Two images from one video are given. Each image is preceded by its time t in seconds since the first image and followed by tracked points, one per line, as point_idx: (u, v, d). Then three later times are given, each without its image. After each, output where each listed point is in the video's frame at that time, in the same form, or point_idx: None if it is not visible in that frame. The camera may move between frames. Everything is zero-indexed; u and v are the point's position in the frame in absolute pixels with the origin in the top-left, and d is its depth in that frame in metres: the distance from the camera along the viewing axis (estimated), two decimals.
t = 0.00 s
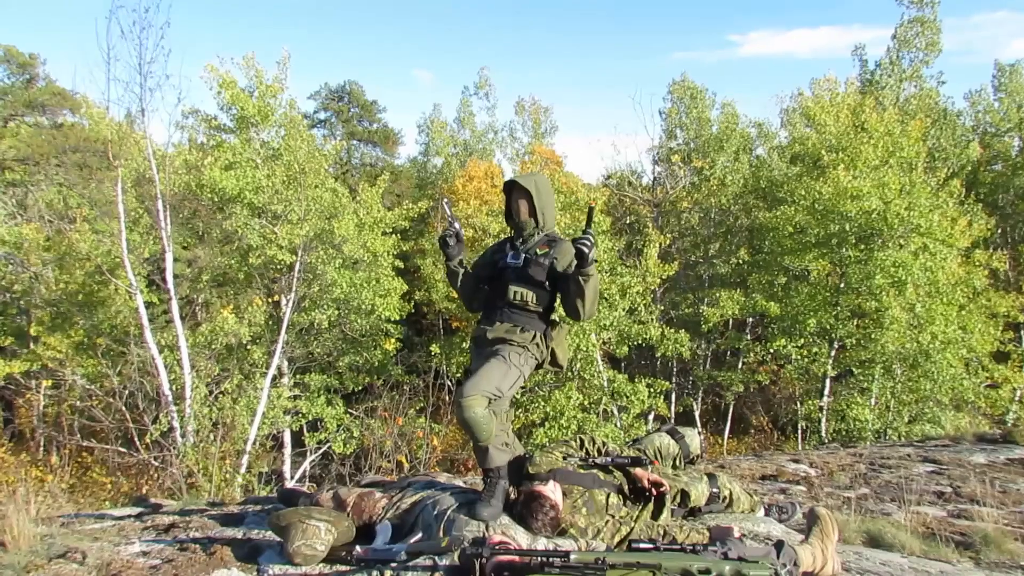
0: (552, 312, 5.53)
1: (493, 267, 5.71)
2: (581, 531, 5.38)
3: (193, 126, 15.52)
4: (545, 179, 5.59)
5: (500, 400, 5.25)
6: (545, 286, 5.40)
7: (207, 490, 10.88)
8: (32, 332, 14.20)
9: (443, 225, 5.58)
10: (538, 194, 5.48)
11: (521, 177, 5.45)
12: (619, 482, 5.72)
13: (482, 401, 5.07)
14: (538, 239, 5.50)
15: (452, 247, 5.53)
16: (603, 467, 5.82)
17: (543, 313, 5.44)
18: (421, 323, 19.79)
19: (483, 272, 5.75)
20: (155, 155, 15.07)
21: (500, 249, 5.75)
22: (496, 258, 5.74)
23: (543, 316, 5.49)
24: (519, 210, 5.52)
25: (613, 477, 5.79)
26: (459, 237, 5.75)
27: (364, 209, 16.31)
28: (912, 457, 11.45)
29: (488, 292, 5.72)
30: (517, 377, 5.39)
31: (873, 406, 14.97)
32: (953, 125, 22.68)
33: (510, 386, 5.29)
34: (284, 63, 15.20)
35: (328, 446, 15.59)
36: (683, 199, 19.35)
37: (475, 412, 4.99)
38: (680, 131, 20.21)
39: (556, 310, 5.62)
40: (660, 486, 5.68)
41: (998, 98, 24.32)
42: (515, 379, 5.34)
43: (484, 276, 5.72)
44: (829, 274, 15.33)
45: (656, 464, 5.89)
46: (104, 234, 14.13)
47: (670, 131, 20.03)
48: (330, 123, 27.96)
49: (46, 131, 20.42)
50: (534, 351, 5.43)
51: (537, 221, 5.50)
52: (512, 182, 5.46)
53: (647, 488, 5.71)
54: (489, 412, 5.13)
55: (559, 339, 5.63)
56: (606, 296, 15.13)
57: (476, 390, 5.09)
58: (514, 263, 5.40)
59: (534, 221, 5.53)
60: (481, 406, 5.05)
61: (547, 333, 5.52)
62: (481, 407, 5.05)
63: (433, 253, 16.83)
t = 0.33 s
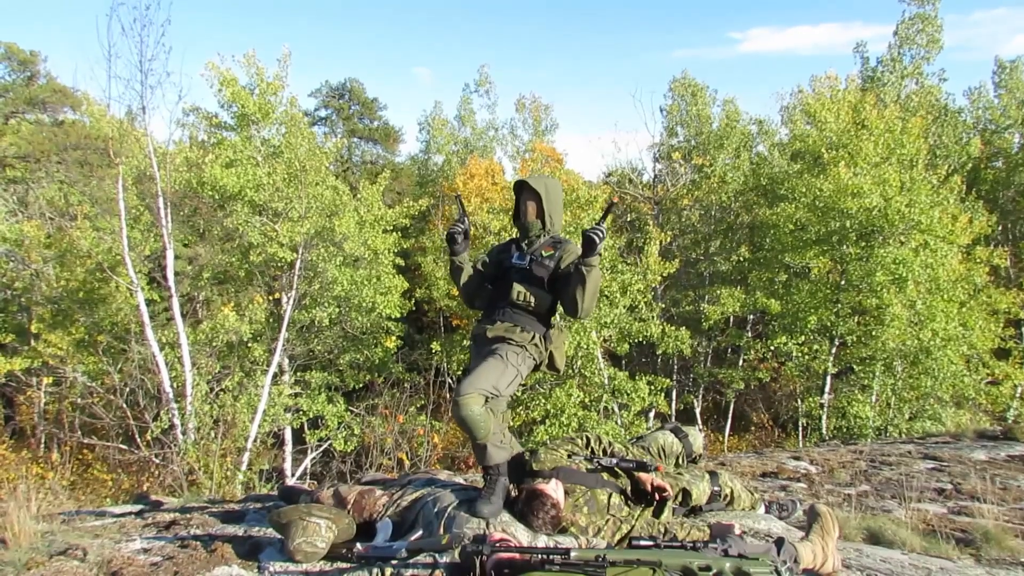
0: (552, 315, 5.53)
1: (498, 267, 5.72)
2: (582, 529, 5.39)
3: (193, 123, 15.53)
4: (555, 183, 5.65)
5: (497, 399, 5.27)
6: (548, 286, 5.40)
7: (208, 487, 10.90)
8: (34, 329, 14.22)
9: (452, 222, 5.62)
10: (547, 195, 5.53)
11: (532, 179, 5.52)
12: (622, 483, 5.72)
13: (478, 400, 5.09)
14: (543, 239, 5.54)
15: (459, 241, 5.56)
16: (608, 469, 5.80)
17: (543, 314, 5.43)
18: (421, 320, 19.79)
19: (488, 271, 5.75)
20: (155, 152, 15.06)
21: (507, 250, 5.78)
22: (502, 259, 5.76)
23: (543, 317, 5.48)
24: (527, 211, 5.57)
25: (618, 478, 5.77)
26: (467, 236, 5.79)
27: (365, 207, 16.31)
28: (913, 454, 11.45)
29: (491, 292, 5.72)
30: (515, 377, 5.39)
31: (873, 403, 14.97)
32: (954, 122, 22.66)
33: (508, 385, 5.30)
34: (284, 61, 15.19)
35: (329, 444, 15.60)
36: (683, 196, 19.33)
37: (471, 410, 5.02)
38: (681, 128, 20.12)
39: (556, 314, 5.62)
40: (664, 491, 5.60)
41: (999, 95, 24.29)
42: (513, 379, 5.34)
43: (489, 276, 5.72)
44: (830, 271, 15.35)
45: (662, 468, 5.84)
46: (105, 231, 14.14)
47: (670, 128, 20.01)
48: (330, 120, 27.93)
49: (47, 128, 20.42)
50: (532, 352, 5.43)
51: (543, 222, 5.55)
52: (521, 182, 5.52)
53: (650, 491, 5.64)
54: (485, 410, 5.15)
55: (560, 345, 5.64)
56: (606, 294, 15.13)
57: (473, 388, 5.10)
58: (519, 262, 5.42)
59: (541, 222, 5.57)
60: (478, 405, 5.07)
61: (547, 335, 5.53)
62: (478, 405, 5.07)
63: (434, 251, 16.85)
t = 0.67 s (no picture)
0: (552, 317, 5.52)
1: (500, 269, 5.74)
2: (582, 528, 5.40)
3: (193, 122, 15.54)
4: (557, 185, 5.65)
5: (497, 401, 5.25)
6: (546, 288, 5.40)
7: (209, 486, 10.91)
8: (34, 328, 14.22)
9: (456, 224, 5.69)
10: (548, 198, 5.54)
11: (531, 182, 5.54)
12: (621, 482, 5.72)
13: (478, 404, 5.08)
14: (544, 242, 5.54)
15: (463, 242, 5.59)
16: (608, 467, 5.79)
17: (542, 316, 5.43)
18: (422, 319, 19.79)
19: (489, 272, 5.77)
20: (155, 151, 15.04)
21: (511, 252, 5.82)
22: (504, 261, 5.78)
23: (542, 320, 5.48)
24: (528, 214, 5.59)
25: (618, 477, 5.76)
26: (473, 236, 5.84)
27: (365, 206, 16.30)
28: (913, 452, 11.43)
29: (492, 293, 5.73)
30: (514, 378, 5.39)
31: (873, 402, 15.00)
32: (955, 120, 22.65)
33: (507, 386, 5.29)
34: (284, 60, 15.21)
35: (329, 443, 15.60)
36: (683, 195, 19.33)
37: (473, 415, 5.01)
38: (681, 127, 20.01)
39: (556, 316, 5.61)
40: (664, 490, 5.60)
41: (999, 93, 24.29)
42: (512, 380, 5.33)
43: (490, 277, 5.74)
44: (830, 270, 15.37)
45: (662, 466, 5.82)
46: (105, 231, 14.14)
47: (671, 127, 19.96)
48: (330, 119, 27.87)
49: (46, 128, 20.40)
50: (530, 353, 5.42)
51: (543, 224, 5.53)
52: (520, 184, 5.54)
53: (651, 490, 5.61)
54: (486, 414, 5.14)
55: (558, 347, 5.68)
56: (607, 293, 15.13)
57: (474, 392, 5.08)
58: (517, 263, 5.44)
59: (541, 225, 5.56)
60: (479, 409, 5.07)
61: (546, 337, 5.52)
62: (479, 410, 5.07)
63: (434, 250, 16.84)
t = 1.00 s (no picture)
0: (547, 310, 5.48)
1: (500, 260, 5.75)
2: (583, 526, 5.41)
3: (194, 120, 15.55)
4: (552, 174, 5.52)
5: (487, 399, 5.27)
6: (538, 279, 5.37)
7: (209, 484, 10.97)
8: (35, 325, 14.26)
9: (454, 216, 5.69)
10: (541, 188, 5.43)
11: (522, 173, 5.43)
12: (622, 480, 5.71)
13: (466, 403, 5.10)
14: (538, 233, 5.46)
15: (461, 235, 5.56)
16: (608, 466, 5.77)
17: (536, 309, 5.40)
18: (422, 318, 19.79)
19: (489, 266, 5.78)
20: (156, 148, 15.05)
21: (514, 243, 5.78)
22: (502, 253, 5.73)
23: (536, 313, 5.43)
24: (520, 205, 5.47)
25: (618, 475, 5.75)
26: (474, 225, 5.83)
27: (366, 203, 16.24)
28: (913, 452, 11.45)
29: (491, 286, 5.73)
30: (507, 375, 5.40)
31: (874, 402, 15.02)
32: (956, 120, 22.62)
33: (498, 383, 5.30)
34: (285, 57, 15.23)
35: (330, 441, 15.60)
36: (684, 194, 19.34)
37: (461, 414, 5.02)
38: (682, 126, 19.96)
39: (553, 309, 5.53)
40: (665, 487, 5.67)
41: (1000, 93, 24.27)
42: (503, 377, 5.34)
43: (490, 271, 5.73)
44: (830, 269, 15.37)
45: (661, 464, 5.83)
46: (106, 228, 14.19)
47: (672, 126, 19.90)
48: (331, 117, 27.85)
49: (47, 125, 20.40)
50: (524, 348, 5.42)
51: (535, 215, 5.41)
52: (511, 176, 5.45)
53: (651, 488, 5.69)
54: (475, 412, 5.15)
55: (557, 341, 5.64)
56: (607, 292, 15.12)
57: (461, 392, 5.11)
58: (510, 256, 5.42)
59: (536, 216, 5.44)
60: (467, 408, 5.08)
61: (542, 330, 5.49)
62: (467, 409, 5.08)
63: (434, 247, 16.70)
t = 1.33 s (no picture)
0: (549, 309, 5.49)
1: (495, 264, 5.76)
2: (582, 527, 5.40)
3: (195, 117, 15.56)
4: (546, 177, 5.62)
5: (480, 400, 5.27)
6: (540, 276, 5.39)
7: (208, 482, 10.99)
8: (34, 322, 14.27)
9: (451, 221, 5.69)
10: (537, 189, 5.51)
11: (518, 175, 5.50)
12: (621, 480, 5.71)
13: (457, 402, 5.10)
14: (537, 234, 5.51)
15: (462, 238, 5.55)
16: (608, 466, 5.79)
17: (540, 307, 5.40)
18: (422, 316, 19.78)
19: (487, 272, 5.79)
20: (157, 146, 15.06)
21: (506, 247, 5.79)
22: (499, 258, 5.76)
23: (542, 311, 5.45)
24: (516, 207, 5.54)
25: (618, 475, 5.77)
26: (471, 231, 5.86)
27: (366, 202, 16.18)
28: (913, 454, 11.45)
29: (490, 291, 5.73)
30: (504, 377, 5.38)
31: (873, 402, 15.04)
32: (957, 122, 22.62)
33: (493, 385, 5.28)
34: (287, 55, 15.26)
35: (329, 440, 15.59)
36: (685, 194, 19.21)
37: (451, 413, 5.03)
38: (683, 126, 19.95)
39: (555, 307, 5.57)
40: (665, 487, 5.62)
41: (1001, 95, 24.29)
42: (499, 379, 5.33)
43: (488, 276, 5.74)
44: (830, 271, 15.37)
45: (661, 465, 5.84)
46: (107, 225, 14.22)
47: (673, 126, 19.88)
48: (332, 115, 27.85)
49: (49, 121, 20.41)
50: (526, 349, 5.39)
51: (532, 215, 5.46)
52: (507, 178, 5.52)
53: (650, 488, 5.66)
54: (467, 412, 5.16)
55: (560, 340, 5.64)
56: (608, 292, 15.11)
57: (452, 392, 5.12)
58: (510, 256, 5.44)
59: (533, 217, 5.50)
60: (458, 408, 5.09)
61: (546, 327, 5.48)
62: (458, 408, 5.09)
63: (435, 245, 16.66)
